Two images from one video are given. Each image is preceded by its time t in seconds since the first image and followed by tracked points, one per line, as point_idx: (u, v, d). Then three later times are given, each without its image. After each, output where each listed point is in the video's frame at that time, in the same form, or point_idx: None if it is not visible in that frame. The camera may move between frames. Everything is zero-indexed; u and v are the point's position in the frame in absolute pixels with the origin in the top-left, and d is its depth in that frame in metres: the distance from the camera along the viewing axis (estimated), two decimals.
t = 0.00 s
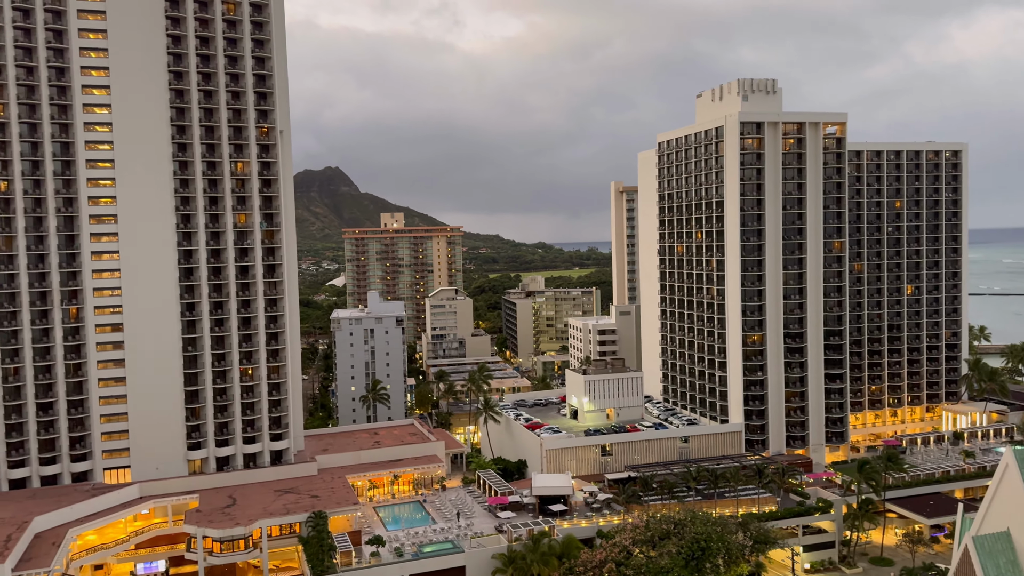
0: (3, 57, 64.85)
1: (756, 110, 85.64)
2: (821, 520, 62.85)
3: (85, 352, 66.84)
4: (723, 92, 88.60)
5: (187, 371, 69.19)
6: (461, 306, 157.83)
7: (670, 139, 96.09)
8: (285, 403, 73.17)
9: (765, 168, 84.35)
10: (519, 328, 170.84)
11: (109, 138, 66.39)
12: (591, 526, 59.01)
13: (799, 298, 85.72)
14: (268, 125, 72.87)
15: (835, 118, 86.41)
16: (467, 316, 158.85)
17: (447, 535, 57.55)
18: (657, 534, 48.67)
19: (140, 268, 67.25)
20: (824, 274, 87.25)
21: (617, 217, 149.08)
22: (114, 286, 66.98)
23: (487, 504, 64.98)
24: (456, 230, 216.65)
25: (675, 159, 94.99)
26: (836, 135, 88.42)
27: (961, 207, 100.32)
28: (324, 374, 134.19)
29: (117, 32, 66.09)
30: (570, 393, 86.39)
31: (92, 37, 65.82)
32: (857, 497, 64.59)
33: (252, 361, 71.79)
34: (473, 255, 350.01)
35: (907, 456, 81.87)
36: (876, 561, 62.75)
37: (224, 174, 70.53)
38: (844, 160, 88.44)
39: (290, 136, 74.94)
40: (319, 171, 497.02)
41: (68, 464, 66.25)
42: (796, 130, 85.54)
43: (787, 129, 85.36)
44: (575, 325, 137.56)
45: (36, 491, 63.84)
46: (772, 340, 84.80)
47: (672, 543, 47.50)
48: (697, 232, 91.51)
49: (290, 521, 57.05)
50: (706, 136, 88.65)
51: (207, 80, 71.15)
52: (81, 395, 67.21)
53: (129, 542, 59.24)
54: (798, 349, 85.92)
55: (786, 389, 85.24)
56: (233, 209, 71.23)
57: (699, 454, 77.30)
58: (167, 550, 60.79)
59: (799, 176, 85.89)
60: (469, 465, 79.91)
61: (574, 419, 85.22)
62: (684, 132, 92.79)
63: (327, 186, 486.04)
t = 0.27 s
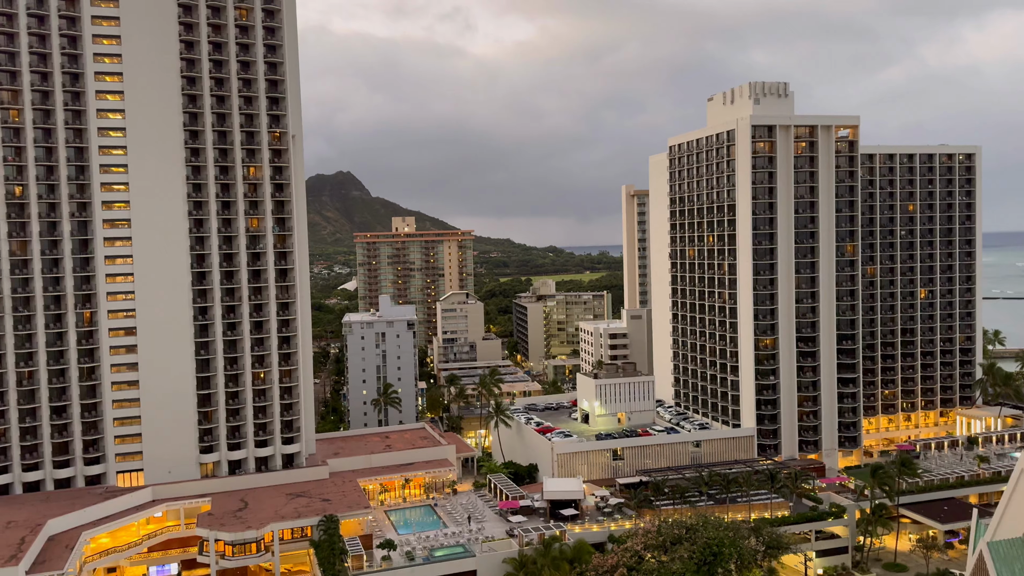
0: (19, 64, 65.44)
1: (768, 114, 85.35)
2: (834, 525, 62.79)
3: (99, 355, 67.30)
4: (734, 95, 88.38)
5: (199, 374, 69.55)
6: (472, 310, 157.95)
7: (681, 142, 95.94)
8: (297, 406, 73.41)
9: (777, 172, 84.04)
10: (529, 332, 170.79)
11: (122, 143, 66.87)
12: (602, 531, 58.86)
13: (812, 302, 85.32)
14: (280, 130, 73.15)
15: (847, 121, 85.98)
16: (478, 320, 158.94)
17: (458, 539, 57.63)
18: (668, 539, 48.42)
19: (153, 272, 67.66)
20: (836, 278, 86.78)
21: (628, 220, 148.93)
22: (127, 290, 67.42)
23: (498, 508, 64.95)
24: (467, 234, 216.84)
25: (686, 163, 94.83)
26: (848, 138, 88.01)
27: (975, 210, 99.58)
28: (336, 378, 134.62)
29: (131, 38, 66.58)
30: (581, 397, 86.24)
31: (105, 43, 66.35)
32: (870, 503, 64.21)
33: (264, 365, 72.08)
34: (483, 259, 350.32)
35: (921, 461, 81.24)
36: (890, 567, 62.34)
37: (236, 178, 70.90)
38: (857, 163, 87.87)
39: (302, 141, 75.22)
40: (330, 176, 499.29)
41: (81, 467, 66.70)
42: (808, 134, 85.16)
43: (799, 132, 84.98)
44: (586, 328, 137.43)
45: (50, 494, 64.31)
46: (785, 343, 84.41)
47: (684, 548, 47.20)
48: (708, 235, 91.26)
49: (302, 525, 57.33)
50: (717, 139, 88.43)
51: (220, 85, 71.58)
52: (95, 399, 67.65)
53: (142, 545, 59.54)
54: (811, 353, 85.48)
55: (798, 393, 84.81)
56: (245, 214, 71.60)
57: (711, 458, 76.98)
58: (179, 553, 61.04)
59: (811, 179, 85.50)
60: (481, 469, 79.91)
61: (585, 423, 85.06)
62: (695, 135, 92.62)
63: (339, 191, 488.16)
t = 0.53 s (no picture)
0: (31, 68, 65.93)
1: (778, 116, 85.08)
2: (845, 529, 62.52)
3: (110, 358, 67.68)
4: (744, 97, 88.15)
5: (210, 377, 69.84)
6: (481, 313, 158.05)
7: (690, 145, 95.76)
8: (307, 409, 73.64)
9: (787, 174, 83.74)
10: (538, 334, 170.71)
11: (134, 147, 67.27)
12: (612, 534, 58.78)
13: (822, 305, 84.96)
14: (290, 134, 73.41)
15: (858, 123, 85.60)
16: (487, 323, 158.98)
17: (467, 542, 57.61)
18: (678, 543, 48.21)
19: (164, 275, 67.97)
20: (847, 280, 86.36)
21: (637, 223, 148.75)
22: (138, 293, 67.78)
23: (508, 511, 64.93)
24: (476, 237, 216.93)
25: (695, 165, 94.64)
26: (859, 140, 87.54)
27: (987, 212, 98.95)
28: (345, 381, 134.83)
29: (142, 43, 66.99)
30: (590, 400, 86.10)
31: (117, 48, 66.73)
32: (881, 506, 63.83)
33: (274, 368, 72.30)
34: (492, 262, 350.42)
35: (933, 465, 80.71)
36: (902, 571, 61.98)
37: (246, 182, 71.22)
38: (868, 165, 87.46)
39: (312, 144, 75.48)
40: (340, 179, 500.87)
41: (93, 470, 67.04)
42: (818, 136, 84.81)
43: (809, 134, 84.68)
44: (595, 331, 137.32)
45: (61, 496, 64.68)
46: (795, 346, 84.07)
47: (693, 552, 46.98)
48: (718, 238, 91.03)
49: (312, 528, 57.47)
50: (727, 141, 88.17)
51: (230, 89, 71.90)
52: (106, 401, 68.02)
53: (152, 547, 59.82)
54: (822, 356, 85.10)
55: (809, 396, 84.44)
56: (255, 217, 71.88)
57: (722, 462, 76.71)
58: (189, 555, 61.30)
59: (821, 181, 85.16)
60: (490, 472, 79.91)
61: (595, 426, 84.91)
62: (705, 138, 92.35)
63: (348, 194, 489.72)
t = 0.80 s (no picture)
0: (43, 72, 66.41)
1: (788, 116, 84.77)
2: (856, 531, 62.19)
3: (121, 360, 68.06)
4: (754, 98, 87.88)
5: (221, 379, 70.15)
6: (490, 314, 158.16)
7: (699, 145, 95.52)
8: (317, 410, 73.88)
9: (798, 174, 83.42)
10: (548, 336, 170.66)
11: (145, 149, 67.64)
12: (622, 536, 58.69)
13: (833, 306, 84.62)
14: (300, 136, 73.65)
15: (869, 123, 85.19)
16: (496, 324, 159.06)
17: (477, 544, 57.60)
18: (689, 545, 48.05)
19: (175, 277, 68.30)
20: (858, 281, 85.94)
21: (646, 224, 148.52)
22: (150, 295, 68.15)
23: (517, 512, 64.91)
24: (485, 239, 217.12)
25: (705, 166, 94.41)
26: (869, 140, 87.14)
27: (1000, 213, 98.24)
28: (355, 382, 135.22)
29: (153, 46, 67.36)
30: (600, 402, 85.98)
31: (128, 51, 67.12)
32: (893, 508, 63.45)
33: (284, 369, 72.56)
34: (501, 263, 350.67)
35: (945, 467, 80.21)
36: (914, 573, 61.65)
37: (257, 184, 71.52)
38: (879, 166, 87.03)
39: (322, 146, 75.71)
40: (349, 180, 502.47)
41: (104, 471, 67.41)
42: (829, 136, 84.46)
43: (820, 135, 84.34)
44: (605, 332, 137.16)
45: (73, 497, 65.11)
46: (806, 348, 83.73)
47: (704, 554, 46.81)
48: (728, 239, 90.76)
49: (323, 529, 57.64)
50: (737, 142, 87.89)
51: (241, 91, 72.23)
52: (118, 402, 68.43)
53: (164, 548, 60.12)
54: (833, 357, 84.73)
55: (820, 398, 84.06)
56: (266, 219, 72.18)
57: (732, 464, 76.45)
58: (200, 556, 61.59)
59: (832, 182, 84.81)
60: (500, 473, 79.92)
61: (604, 427, 84.80)
62: (714, 138, 92.09)
63: (358, 196, 491.25)
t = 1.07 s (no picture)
0: (55, 73, 66.82)
1: (798, 114, 84.39)
2: (867, 531, 61.97)
3: (133, 359, 68.45)
4: (763, 96, 87.48)
5: (231, 378, 70.49)
6: (499, 313, 158.28)
7: (708, 144, 95.25)
8: (326, 409, 74.20)
9: (808, 172, 83.08)
10: (557, 335, 170.61)
11: (155, 150, 67.95)
12: (631, 535, 58.69)
13: (843, 304, 84.26)
14: (309, 136, 73.85)
15: (879, 121, 84.73)
16: (505, 323, 159.14)
17: (486, 542, 57.73)
18: (698, 544, 47.96)
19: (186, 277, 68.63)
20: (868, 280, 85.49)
21: (655, 222, 148.24)
22: (160, 294, 68.50)
23: (526, 511, 65.00)
24: (494, 238, 217.17)
25: (714, 164, 94.12)
26: (880, 138, 86.69)
27: (1012, 211, 97.53)
28: (364, 381, 135.58)
29: (163, 47, 67.64)
30: (609, 401, 85.93)
31: (138, 51, 67.41)
32: (904, 508, 63.23)
33: (294, 368, 72.84)
34: (510, 263, 350.73)
35: (957, 466, 79.80)
36: (925, 573, 61.45)
37: (266, 184, 71.82)
38: (889, 164, 86.56)
39: (331, 146, 75.85)
40: (358, 180, 503.63)
41: (116, 469, 67.83)
42: (839, 134, 84.06)
43: (830, 133, 83.97)
44: (613, 331, 137.05)
45: (85, 496, 65.56)
46: (816, 346, 83.41)
47: (714, 553, 46.73)
48: (737, 237, 90.47)
49: (332, 527, 57.86)
50: (746, 140, 87.52)
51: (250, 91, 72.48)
52: (129, 402, 68.84)
53: (175, 547, 60.47)
54: (843, 356, 84.39)
55: (830, 397, 83.73)
56: (275, 219, 72.44)
57: (742, 463, 76.25)
58: (211, 554, 61.96)
59: (842, 180, 84.41)
60: (509, 472, 80.00)
61: (613, 427, 84.73)
62: (724, 137, 91.78)
63: (367, 195, 492.28)
